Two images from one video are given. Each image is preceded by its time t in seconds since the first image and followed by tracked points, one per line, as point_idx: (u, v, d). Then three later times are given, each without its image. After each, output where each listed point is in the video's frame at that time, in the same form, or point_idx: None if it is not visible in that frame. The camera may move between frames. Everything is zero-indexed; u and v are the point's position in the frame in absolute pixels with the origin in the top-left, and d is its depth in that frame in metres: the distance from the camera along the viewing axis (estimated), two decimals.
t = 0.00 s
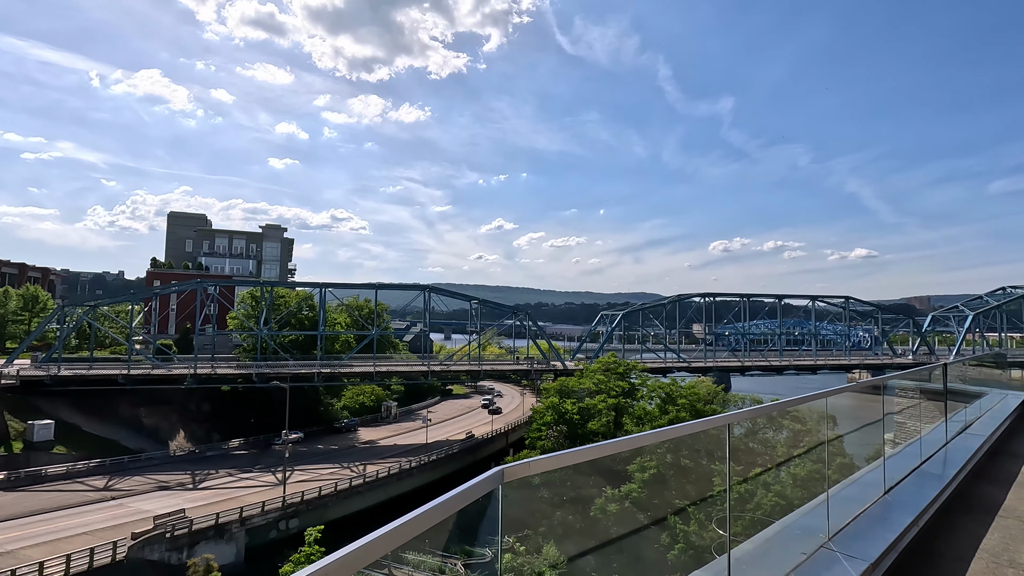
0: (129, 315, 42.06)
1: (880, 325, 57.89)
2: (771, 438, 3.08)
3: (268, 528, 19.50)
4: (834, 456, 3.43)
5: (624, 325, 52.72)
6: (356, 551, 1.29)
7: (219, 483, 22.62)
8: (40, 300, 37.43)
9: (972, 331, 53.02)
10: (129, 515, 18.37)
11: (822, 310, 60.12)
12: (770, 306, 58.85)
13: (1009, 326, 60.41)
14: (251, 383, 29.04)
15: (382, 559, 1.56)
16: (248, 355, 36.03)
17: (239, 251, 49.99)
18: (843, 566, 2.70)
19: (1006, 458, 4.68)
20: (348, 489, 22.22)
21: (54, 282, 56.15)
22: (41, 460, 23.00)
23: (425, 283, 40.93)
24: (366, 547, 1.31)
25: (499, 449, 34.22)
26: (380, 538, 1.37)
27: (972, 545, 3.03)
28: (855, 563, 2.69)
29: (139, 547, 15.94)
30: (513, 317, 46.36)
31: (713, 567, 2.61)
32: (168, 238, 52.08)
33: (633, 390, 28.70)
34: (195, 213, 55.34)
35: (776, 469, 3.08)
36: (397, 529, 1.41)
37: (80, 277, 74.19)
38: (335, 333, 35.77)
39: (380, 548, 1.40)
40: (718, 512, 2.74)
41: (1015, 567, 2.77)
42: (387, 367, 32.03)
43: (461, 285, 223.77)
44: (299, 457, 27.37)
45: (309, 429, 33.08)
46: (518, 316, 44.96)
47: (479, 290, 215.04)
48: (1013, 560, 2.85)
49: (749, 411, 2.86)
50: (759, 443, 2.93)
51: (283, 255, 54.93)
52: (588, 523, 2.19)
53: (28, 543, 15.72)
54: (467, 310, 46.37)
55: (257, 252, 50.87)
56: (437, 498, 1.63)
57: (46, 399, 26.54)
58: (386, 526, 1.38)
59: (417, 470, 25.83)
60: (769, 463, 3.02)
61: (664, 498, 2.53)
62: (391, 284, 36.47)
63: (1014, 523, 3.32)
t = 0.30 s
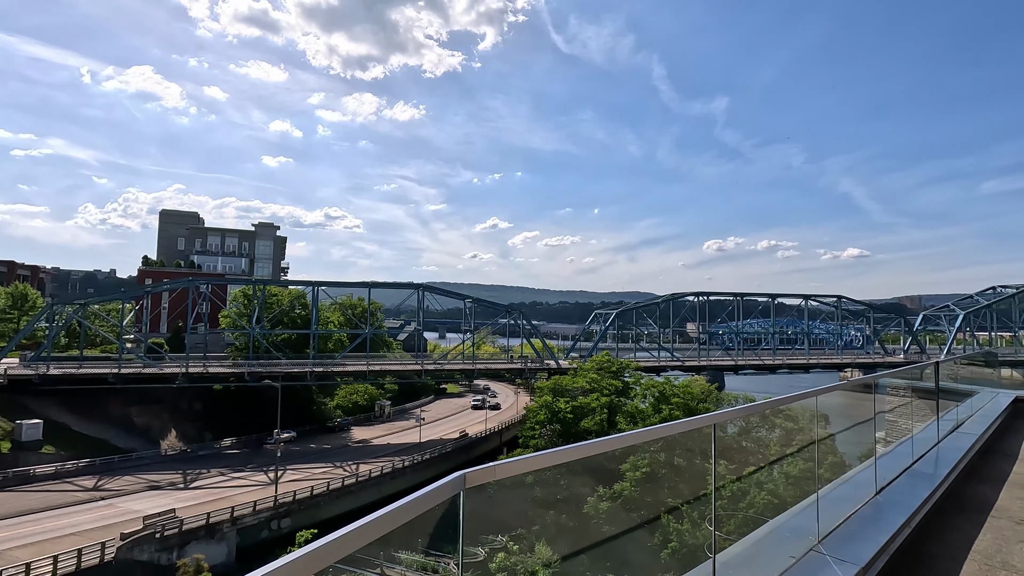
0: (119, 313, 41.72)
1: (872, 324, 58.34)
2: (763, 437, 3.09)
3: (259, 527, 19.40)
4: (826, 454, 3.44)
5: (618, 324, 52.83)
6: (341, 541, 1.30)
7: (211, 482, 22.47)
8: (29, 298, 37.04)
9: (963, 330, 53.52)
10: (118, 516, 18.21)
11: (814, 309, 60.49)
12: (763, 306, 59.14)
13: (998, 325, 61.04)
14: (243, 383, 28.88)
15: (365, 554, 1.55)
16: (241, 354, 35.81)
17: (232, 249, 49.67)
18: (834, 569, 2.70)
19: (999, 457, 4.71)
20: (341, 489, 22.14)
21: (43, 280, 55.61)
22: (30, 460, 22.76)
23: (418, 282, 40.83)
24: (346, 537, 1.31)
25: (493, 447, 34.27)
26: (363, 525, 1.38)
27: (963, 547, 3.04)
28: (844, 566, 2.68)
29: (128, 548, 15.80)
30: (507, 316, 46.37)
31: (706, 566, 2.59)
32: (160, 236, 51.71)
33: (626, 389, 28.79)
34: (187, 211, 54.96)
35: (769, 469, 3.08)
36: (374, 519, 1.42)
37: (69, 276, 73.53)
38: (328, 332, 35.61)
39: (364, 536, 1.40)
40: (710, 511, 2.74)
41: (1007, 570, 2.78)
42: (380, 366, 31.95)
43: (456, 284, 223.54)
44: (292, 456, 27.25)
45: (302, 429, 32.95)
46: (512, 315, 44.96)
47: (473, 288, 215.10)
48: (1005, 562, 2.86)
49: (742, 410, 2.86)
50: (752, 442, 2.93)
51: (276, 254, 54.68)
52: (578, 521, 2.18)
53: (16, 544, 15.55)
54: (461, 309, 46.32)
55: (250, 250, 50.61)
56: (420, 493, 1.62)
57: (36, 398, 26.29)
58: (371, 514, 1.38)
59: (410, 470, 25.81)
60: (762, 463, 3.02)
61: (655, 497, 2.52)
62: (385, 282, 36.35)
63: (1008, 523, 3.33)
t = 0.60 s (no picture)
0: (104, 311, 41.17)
1: (859, 323, 59.02)
2: (752, 435, 3.08)
3: (245, 527, 19.25)
4: (812, 452, 3.46)
5: (609, 323, 53.00)
6: (310, 534, 1.28)
7: (196, 482, 22.23)
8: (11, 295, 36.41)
9: (948, 329, 54.31)
10: (101, 516, 17.95)
11: (802, 308, 61.08)
12: (752, 304, 59.59)
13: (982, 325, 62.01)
14: (231, 381, 28.62)
15: (343, 547, 1.53)
16: (228, 352, 35.46)
17: (219, 246, 49.16)
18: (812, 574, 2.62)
19: (982, 457, 4.75)
20: (329, 488, 22.03)
21: (26, 277, 54.70)
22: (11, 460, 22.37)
23: (408, 280, 40.64)
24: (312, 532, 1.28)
25: (483, 446, 34.28)
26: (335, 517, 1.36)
27: (944, 550, 3.05)
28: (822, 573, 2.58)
29: (110, 549, 15.58)
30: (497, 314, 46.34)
31: (692, 565, 2.57)
32: (147, 232, 51.04)
33: (616, 387, 28.89)
34: (174, 207, 54.32)
35: (757, 466, 3.09)
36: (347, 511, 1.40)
37: (53, 272, 72.45)
38: (317, 330, 35.37)
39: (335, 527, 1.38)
40: (696, 510, 2.74)
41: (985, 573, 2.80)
42: (370, 364, 31.80)
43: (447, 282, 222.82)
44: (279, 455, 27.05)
45: (290, 427, 32.74)
46: (502, 313, 44.94)
47: (464, 286, 214.92)
48: (986, 565, 2.88)
49: (729, 409, 2.85)
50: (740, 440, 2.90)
51: (265, 251, 54.23)
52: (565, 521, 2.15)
53: None
54: (452, 307, 46.23)
55: (238, 248, 50.13)
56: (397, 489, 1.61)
57: (18, 397, 25.88)
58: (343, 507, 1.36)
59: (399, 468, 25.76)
60: (748, 461, 3.03)
61: (642, 495, 2.52)
62: (375, 280, 36.15)
63: (990, 525, 3.36)
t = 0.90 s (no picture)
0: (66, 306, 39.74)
1: (828, 319, 60.73)
2: (724, 430, 3.12)
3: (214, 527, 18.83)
4: (782, 446, 3.52)
5: (586, 319, 53.39)
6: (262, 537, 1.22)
7: (162, 482, 21.66)
8: None
9: (912, 326, 56.23)
10: (60, 518, 17.33)
11: (774, 305, 62.48)
12: (725, 301, 60.70)
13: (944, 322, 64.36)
14: (200, 378, 27.93)
15: (310, 543, 1.51)
16: (197, 348, 34.60)
17: (188, 240, 47.86)
18: None
19: (942, 452, 4.91)
20: (301, 486, 21.66)
21: None
22: None
23: (384, 275, 40.22)
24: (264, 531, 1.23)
25: (459, 442, 34.22)
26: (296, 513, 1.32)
27: (907, 550, 3.12)
28: None
29: (69, 552, 15.05)
30: (474, 310, 46.23)
31: (666, 562, 2.59)
32: (111, 225, 49.36)
33: (591, 383, 29.17)
34: (141, 199, 52.65)
35: (728, 460, 3.13)
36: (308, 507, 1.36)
37: (11, 265, 69.58)
38: (290, 326, 34.75)
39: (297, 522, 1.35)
40: (668, 504, 2.77)
41: (945, 573, 2.87)
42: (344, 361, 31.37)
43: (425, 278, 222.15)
44: (251, 453, 26.53)
45: (262, 425, 32.16)
46: (480, 309, 44.86)
47: (442, 282, 213.64)
48: (946, 564, 2.96)
49: (703, 406, 2.87)
50: (713, 436, 2.91)
51: (237, 245, 53.02)
52: (539, 517, 2.15)
53: None
54: (429, 303, 45.93)
55: (208, 241, 48.90)
56: (368, 485, 1.57)
57: None
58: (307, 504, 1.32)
59: (374, 465, 25.54)
60: (721, 455, 3.07)
61: (616, 490, 2.54)
62: (350, 276, 35.67)
63: (951, 523, 3.47)
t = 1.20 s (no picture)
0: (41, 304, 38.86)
1: (811, 319, 61.59)
2: (709, 428, 3.08)
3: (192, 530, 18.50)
4: (766, 447, 3.51)
5: (572, 318, 53.51)
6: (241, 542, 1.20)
7: (140, 483, 21.27)
8: None
9: (892, 325, 57.26)
10: (32, 522, 16.92)
11: (758, 305, 63.21)
12: (711, 300, 61.27)
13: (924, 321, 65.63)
14: (180, 378, 27.48)
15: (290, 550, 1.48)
16: (178, 347, 34.05)
17: (170, 237, 47.04)
18: None
19: (927, 454, 4.95)
20: (283, 487, 21.36)
21: None
22: None
23: (370, 274, 39.91)
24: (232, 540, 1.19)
25: (445, 442, 34.12)
26: (276, 520, 1.29)
27: (894, 557, 3.08)
28: None
29: (40, 557, 14.71)
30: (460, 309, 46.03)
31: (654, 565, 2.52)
32: (90, 221, 48.40)
33: (578, 381, 29.24)
34: (120, 196, 51.70)
35: (713, 460, 3.11)
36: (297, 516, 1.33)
37: None
38: (273, 325, 34.34)
39: (281, 530, 1.33)
40: (654, 503, 2.75)
41: None
42: (329, 360, 31.05)
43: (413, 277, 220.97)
44: (233, 454, 26.17)
45: (244, 425, 31.76)
46: (466, 308, 44.72)
47: (429, 280, 212.76)
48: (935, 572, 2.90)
49: (687, 408, 2.86)
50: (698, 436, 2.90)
51: (220, 243, 52.34)
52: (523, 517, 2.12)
53: None
54: (415, 302, 45.70)
55: (190, 239, 48.19)
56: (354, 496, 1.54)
57: None
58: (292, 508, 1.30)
59: (358, 465, 25.35)
60: (705, 456, 3.05)
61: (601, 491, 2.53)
62: (335, 274, 35.33)
63: (937, 529, 3.43)
